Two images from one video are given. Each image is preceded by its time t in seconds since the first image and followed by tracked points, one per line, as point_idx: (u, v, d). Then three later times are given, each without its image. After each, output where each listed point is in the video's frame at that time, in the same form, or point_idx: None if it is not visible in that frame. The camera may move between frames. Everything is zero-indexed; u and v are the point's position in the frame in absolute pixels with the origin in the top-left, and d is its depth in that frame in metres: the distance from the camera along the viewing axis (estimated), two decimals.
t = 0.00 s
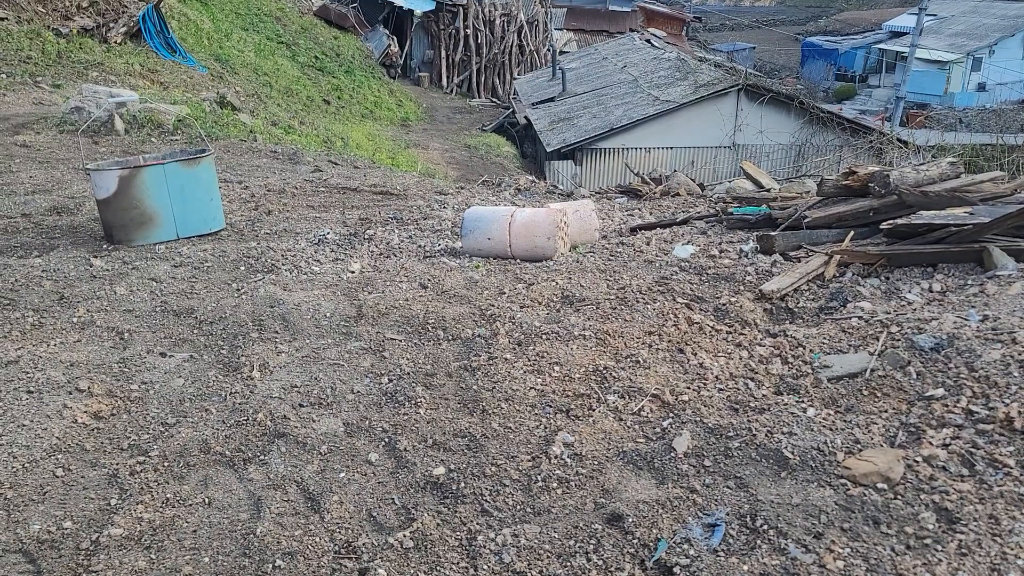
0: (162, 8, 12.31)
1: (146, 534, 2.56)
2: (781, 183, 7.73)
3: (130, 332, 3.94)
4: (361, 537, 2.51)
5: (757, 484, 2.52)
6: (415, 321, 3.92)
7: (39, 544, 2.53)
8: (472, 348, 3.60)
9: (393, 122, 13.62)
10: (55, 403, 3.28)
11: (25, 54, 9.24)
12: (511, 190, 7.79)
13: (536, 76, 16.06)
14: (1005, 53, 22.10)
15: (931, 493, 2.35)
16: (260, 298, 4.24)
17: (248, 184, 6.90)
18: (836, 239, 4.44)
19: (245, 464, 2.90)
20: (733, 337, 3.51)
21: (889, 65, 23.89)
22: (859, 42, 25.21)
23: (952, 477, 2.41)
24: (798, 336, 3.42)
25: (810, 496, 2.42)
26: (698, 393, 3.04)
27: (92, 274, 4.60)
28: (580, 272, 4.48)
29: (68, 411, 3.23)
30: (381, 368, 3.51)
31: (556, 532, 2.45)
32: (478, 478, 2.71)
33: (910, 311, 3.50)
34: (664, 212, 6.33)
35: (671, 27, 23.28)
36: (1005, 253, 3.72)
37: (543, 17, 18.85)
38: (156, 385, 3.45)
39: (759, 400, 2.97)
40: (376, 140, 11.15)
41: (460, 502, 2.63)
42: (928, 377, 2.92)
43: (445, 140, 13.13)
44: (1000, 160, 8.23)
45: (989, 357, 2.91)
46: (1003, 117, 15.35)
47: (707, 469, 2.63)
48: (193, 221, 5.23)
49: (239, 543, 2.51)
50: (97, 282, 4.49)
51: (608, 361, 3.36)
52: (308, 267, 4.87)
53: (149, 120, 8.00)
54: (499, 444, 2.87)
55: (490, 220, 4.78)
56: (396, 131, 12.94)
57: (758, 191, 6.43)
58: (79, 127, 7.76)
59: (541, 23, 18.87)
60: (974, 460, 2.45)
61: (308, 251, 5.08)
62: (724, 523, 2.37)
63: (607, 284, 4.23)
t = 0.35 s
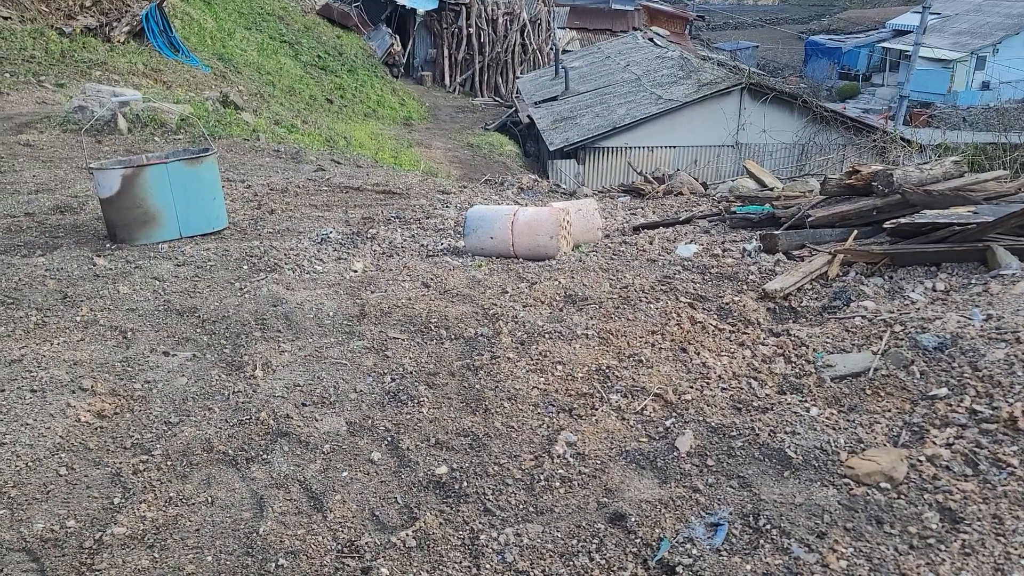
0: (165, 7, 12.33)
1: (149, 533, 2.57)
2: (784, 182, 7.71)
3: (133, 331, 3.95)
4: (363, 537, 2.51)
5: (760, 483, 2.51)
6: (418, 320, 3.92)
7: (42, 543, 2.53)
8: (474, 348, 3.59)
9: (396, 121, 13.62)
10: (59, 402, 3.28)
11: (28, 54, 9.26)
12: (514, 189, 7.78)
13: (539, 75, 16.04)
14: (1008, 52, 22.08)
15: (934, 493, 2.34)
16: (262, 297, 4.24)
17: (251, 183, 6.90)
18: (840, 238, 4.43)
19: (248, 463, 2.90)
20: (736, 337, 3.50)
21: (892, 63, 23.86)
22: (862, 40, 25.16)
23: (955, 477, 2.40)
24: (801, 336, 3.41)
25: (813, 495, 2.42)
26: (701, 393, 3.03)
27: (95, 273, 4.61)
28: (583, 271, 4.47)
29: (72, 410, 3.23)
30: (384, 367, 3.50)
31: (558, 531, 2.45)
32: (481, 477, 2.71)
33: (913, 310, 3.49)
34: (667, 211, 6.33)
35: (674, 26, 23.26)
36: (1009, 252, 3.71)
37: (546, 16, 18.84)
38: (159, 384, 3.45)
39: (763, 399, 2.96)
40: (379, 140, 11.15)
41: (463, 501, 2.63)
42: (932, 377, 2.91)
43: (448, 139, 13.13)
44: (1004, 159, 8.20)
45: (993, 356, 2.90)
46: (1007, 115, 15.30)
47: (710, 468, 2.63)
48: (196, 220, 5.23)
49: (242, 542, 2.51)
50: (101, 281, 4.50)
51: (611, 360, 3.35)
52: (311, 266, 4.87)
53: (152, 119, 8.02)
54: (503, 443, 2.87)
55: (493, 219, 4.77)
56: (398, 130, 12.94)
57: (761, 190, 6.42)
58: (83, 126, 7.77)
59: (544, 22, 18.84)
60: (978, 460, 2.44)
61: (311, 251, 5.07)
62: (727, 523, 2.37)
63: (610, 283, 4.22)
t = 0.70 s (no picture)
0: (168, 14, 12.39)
1: (152, 536, 2.58)
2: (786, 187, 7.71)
3: (137, 335, 3.97)
4: (366, 539, 2.53)
5: (761, 486, 2.52)
6: (421, 324, 3.94)
7: (47, 545, 2.55)
8: (476, 352, 3.60)
9: (398, 126, 13.66)
10: (64, 406, 3.30)
11: (33, 61, 9.32)
12: (516, 194, 7.81)
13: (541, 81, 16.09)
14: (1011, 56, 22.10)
15: (935, 495, 2.35)
16: (265, 302, 4.26)
17: (254, 189, 6.93)
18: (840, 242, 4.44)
19: (252, 466, 2.92)
20: (738, 340, 3.51)
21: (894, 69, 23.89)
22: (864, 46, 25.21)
23: (956, 480, 2.41)
24: (802, 340, 3.42)
25: (814, 497, 2.43)
26: (702, 396, 3.04)
27: (100, 278, 4.63)
28: (585, 275, 4.49)
29: (76, 414, 3.25)
30: (386, 371, 3.52)
31: (560, 533, 2.46)
32: (483, 480, 2.73)
33: (914, 315, 3.49)
34: (669, 216, 6.35)
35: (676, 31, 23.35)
36: (1010, 256, 3.72)
37: (548, 22, 18.93)
38: (162, 388, 3.47)
39: (764, 402, 2.97)
40: (381, 145, 11.19)
41: (465, 503, 2.64)
42: (932, 380, 2.92)
43: (450, 145, 13.17)
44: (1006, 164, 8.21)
45: (993, 360, 2.91)
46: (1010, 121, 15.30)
47: (711, 471, 2.64)
48: (199, 226, 5.24)
49: (246, 545, 2.53)
50: (105, 286, 4.53)
51: (612, 364, 3.36)
52: (314, 270, 4.90)
53: (156, 126, 8.06)
54: (505, 446, 2.89)
55: (495, 224, 4.79)
56: (401, 136, 12.98)
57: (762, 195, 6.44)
58: (87, 133, 7.81)
59: (546, 28, 18.83)
60: (978, 463, 2.45)
61: (313, 255, 5.10)
62: (728, 525, 2.38)
63: (612, 287, 4.24)
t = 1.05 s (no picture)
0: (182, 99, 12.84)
1: None
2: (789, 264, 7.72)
3: (138, 413, 3.96)
4: None
5: (769, 568, 2.47)
6: (423, 401, 3.93)
7: None
8: (479, 429, 3.58)
9: (403, 205, 13.93)
10: (62, 485, 3.27)
11: (49, 144, 9.62)
12: (519, 271, 7.90)
13: (544, 161, 16.47)
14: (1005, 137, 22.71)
15: None
16: (268, 379, 4.26)
17: (259, 267, 7.03)
18: (843, 319, 4.47)
19: (250, 546, 2.87)
20: (742, 418, 3.49)
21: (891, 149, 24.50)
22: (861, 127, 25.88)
23: (968, 562, 2.36)
24: (806, 417, 3.39)
25: None
26: (707, 474, 3.01)
27: (104, 355, 4.66)
28: (587, 351, 4.51)
29: (74, 493, 3.21)
30: (388, 448, 3.49)
31: None
32: (485, 561, 2.68)
33: (919, 392, 3.48)
34: (671, 292, 6.40)
35: (676, 114, 24.09)
36: (1012, 333, 3.74)
37: (550, 105, 18.99)
38: (162, 467, 3.44)
39: (770, 480, 2.93)
40: (387, 224, 11.40)
41: None
42: (941, 459, 2.89)
43: (454, 223, 13.39)
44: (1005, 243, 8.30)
45: (1001, 439, 2.88)
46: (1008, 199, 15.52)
47: (717, 551, 2.59)
48: (205, 302, 5.30)
49: None
50: (109, 363, 4.55)
51: (616, 442, 3.33)
52: (318, 347, 4.93)
53: (164, 206, 8.24)
54: (507, 526, 2.84)
55: (498, 299, 4.85)
56: (406, 215, 13.22)
57: (764, 271, 6.51)
58: (97, 213, 7.98)
59: (548, 110, 18.95)
60: (990, 544, 2.40)
61: (317, 332, 5.14)
62: None
63: (614, 364, 4.25)
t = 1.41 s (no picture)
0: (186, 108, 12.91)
1: None
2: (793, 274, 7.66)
3: (142, 422, 3.96)
4: None
5: None
6: (425, 410, 3.93)
7: None
8: (482, 438, 3.58)
9: (406, 215, 13.96)
10: (64, 495, 3.27)
11: (53, 154, 9.67)
12: (522, 281, 7.91)
13: (546, 170, 16.50)
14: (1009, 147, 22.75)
15: None
16: (271, 388, 4.25)
17: (263, 276, 7.05)
18: (846, 329, 4.47)
19: (252, 556, 2.86)
20: (746, 428, 3.48)
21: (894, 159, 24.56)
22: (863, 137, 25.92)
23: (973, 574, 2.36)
24: (810, 427, 3.38)
25: None
26: (711, 484, 3.00)
27: (107, 364, 4.67)
28: (590, 361, 4.51)
29: (77, 502, 3.22)
30: (391, 458, 3.48)
31: None
32: (488, 571, 2.67)
33: (923, 402, 3.47)
34: (674, 302, 6.40)
35: (678, 123, 24.18)
36: (1016, 343, 3.74)
37: (553, 114, 18.91)
38: (165, 476, 3.44)
39: (774, 491, 2.92)
40: (390, 233, 11.42)
41: None
42: (944, 470, 2.88)
43: (458, 233, 13.41)
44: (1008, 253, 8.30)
45: (1005, 449, 2.87)
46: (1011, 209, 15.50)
47: (720, 562, 2.58)
48: (208, 312, 5.31)
49: None
50: (112, 372, 4.56)
51: (619, 452, 3.32)
52: (321, 356, 4.94)
53: (168, 215, 8.28)
54: (510, 536, 2.84)
55: (502, 309, 4.86)
56: (410, 224, 13.24)
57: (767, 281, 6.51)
58: (101, 223, 8.01)
59: (552, 120, 18.85)
60: (995, 555, 2.40)
61: (320, 341, 5.14)
62: None
63: (618, 373, 4.24)
